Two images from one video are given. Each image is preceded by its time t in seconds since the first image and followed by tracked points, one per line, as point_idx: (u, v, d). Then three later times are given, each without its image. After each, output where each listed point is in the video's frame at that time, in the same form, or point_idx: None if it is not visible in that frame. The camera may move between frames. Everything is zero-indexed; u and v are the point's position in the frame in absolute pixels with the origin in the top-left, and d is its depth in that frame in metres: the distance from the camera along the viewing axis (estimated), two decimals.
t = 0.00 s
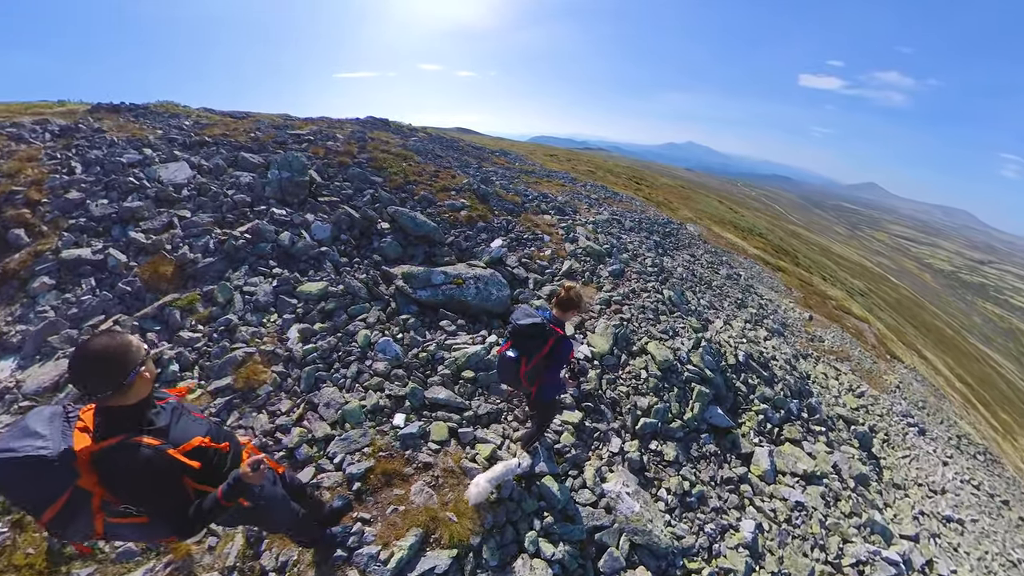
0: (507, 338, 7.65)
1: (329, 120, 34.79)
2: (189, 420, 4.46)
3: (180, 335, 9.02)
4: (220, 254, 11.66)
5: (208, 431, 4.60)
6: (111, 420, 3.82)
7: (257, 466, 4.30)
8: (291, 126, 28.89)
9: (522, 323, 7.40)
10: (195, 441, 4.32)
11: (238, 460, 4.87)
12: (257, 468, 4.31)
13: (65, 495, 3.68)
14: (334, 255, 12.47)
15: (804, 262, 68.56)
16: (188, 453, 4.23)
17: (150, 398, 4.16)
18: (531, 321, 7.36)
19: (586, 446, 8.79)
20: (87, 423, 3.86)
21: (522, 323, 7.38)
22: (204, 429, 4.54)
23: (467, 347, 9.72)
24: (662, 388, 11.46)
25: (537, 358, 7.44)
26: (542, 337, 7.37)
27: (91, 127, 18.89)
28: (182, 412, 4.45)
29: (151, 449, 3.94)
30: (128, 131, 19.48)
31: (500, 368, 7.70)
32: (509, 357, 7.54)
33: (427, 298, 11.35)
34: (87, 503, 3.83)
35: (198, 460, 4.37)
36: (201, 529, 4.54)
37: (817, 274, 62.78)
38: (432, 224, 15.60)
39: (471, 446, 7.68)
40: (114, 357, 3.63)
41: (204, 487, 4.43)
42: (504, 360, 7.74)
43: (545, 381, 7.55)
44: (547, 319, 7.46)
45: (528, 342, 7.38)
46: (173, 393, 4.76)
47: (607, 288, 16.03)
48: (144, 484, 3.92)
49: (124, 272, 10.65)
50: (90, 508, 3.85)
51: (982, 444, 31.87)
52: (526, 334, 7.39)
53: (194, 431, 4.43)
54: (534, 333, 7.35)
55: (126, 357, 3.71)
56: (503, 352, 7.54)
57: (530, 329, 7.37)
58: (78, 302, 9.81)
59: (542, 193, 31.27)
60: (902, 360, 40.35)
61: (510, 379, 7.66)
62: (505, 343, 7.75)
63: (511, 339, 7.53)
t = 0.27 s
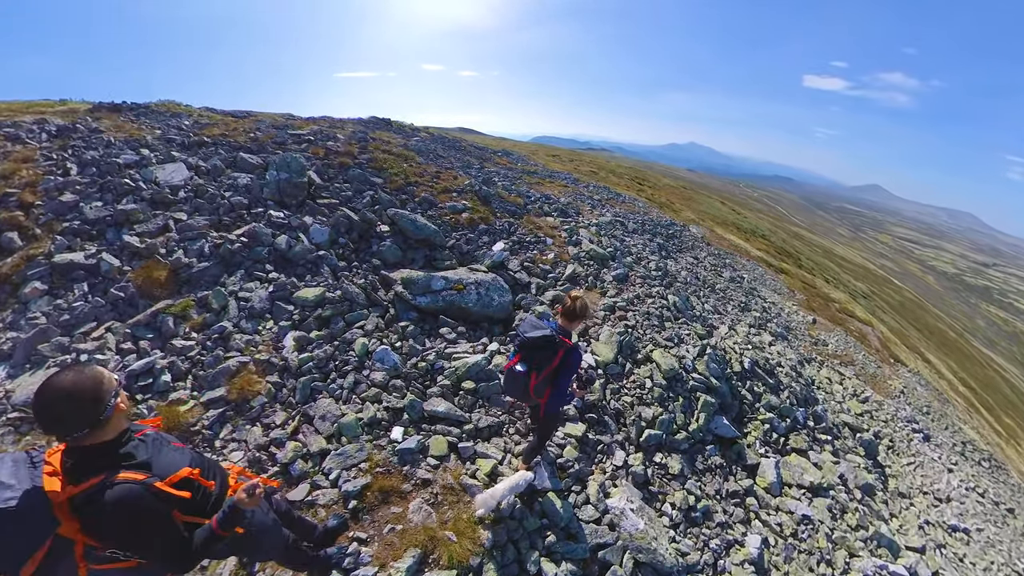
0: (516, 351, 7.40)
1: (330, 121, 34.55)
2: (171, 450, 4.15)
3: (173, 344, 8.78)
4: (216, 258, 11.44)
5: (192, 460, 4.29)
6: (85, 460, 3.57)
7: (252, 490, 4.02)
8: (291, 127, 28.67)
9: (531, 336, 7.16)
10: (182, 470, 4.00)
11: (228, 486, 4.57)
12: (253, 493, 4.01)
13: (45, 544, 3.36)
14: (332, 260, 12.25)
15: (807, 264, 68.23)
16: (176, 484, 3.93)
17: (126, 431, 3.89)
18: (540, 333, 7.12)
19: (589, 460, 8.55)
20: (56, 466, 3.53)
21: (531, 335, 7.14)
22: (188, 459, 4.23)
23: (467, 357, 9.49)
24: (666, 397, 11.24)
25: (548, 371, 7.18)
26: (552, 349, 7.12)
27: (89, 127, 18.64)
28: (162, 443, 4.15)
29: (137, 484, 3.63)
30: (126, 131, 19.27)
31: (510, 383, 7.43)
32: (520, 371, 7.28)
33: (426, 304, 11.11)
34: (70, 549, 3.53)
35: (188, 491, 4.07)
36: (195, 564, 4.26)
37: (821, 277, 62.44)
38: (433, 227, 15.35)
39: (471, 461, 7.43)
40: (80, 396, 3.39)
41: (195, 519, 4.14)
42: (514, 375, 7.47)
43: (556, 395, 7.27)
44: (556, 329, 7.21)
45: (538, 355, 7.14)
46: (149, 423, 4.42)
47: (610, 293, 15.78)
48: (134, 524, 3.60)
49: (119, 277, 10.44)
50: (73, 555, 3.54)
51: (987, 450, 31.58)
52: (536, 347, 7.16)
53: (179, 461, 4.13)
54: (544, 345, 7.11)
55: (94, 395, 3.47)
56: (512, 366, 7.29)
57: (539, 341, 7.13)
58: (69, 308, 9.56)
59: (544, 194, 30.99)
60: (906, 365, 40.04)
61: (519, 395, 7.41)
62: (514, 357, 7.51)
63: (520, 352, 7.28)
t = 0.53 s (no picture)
0: (524, 365, 7.22)
1: (329, 118, 34.13)
2: (130, 492, 3.81)
3: (160, 352, 8.43)
4: (208, 261, 11.09)
5: (156, 501, 3.96)
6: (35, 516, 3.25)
7: (229, 528, 3.83)
8: (290, 124, 28.27)
9: (540, 350, 7.00)
10: (146, 514, 3.67)
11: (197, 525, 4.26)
12: (230, 529, 3.83)
13: None
14: (328, 263, 11.90)
15: (810, 264, 67.82)
16: (140, 530, 3.59)
17: (78, 475, 3.56)
18: (550, 346, 6.98)
19: (593, 474, 8.23)
20: None
21: (541, 350, 6.98)
22: (152, 500, 3.90)
23: (466, 365, 9.15)
24: (672, 406, 10.91)
25: (560, 382, 7.14)
26: (562, 360, 7.04)
27: (81, 124, 18.26)
28: (119, 486, 3.80)
29: (95, 535, 3.28)
30: (119, 129, 18.89)
31: (522, 398, 7.31)
32: (531, 386, 7.16)
33: (425, 309, 10.76)
34: None
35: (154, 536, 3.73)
36: None
37: (823, 277, 62.07)
38: (432, 227, 14.98)
39: (470, 478, 7.10)
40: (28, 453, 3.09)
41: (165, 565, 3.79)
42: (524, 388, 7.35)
43: (570, 403, 7.29)
44: (562, 337, 7.06)
45: (549, 368, 7.03)
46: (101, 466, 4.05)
47: (613, 295, 15.42)
48: None
49: (107, 281, 10.10)
50: None
51: (991, 454, 31.31)
52: (546, 361, 7.03)
53: (142, 505, 3.78)
54: (554, 358, 7.00)
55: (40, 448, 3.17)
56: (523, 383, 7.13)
57: (550, 354, 7.01)
58: (54, 313, 9.22)
59: (546, 192, 30.57)
60: (910, 367, 39.73)
61: (530, 408, 7.34)
62: (521, 370, 7.33)
63: (529, 367, 7.12)
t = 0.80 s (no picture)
0: (534, 370, 7.36)
1: (329, 114, 33.79)
2: (86, 525, 3.53)
3: (149, 355, 8.13)
4: (202, 261, 10.80)
5: (117, 533, 3.69)
6: None
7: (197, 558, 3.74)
8: (289, 121, 27.95)
9: (553, 355, 7.16)
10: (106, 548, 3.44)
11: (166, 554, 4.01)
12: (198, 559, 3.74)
13: None
14: (325, 262, 11.62)
15: (814, 263, 67.35)
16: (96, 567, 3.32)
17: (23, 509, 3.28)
18: (561, 351, 7.16)
19: (598, 484, 7.94)
20: None
21: (553, 355, 7.14)
22: (113, 532, 3.65)
23: (466, 370, 8.86)
24: (678, 411, 10.61)
25: (571, 385, 7.35)
26: (574, 364, 7.25)
27: (77, 121, 17.98)
28: (75, 519, 3.53)
29: None
30: (115, 125, 18.60)
31: (532, 403, 7.44)
32: (542, 391, 7.32)
33: (424, 310, 10.47)
34: None
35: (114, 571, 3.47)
36: None
37: (827, 276, 61.63)
38: (432, 225, 14.68)
39: (470, 490, 6.80)
40: None
41: None
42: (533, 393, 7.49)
43: (579, 404, 7.57)
44: (572, 340, 7.27)
45: (561, 372, 7.24)
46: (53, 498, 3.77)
47: (617, 296, 15.10)
48: None
49: (98, 282, 9.83)
50: None
51: (996, 458, 30.99)
52: (557, 365, 7.22)
53: (101, 538, 3.53)
54: (567, 362, 7.21)
55: None
56: (535, 388, 7.27)
57: (562, 358, 7.20)
58: (42, 314, 8.94)
59: (548, 190, 30.21)
60: (914, 368, 39.36)
61: (541, 413, 7.44)
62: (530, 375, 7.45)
63: (541, 372, 7.27)
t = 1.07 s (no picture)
0: (544, 368, 7.43)
1: (333, 114, 33.86)
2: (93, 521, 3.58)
3: (154, 353, 8.20)
4: (207, 259, 10.87)
5: (124, 528, 3.74)
6: None
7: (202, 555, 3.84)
8: (293, 121, 28.04)
9: (560, 351, 7.24)
10: (112, 545, 3.46)
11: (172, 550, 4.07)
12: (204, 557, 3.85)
13: None
14: (328, 262, 11.67)
15: (817, 265, 67.11)
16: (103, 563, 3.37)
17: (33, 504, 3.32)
18: (568, 345, 7.24)
19: (599, 484, 7.96)
20: None
21: (562, 350, 7.22)
22: (119, 528, 3.68)
23: (469, 369, 8.89)
24: (680, 412, 10.62)
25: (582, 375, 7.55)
26: (582, 355, 7.39)
27: (83, 121, 18.08)
28: (82, 514, 3.58)
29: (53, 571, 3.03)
30: (121, 125, 18.71)
31: (548, 399, 7.55)
32: (556, 386, 7.43)
33: (426, 310, 10.50)
34: None
35: (121, 566, 3.53)
36: None
37: (831, 278, 61.39)
38: (435, 225, 14.72)
39: (473, 489, 6.84)
40: None
41: None
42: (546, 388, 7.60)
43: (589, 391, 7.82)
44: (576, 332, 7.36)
45: (572, 365, 7.37)
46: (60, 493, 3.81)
47: (619, 297, 15.10)
48: None
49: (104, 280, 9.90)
50: None
51: (1001, 462, 30.81)
52: (566, 359, 7.31)
53: (107, 534, 3.56)
54: (576, 354, 7.33)
55: None
56: (549, 385, 7.37)
57: (571, 351, 7.31)
58: (49, 312, 9.01)
59: (551, 190, 30.22)
60: (918, 371, 39.18)
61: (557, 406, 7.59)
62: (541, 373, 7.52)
63: (554, 369, 7.34)
